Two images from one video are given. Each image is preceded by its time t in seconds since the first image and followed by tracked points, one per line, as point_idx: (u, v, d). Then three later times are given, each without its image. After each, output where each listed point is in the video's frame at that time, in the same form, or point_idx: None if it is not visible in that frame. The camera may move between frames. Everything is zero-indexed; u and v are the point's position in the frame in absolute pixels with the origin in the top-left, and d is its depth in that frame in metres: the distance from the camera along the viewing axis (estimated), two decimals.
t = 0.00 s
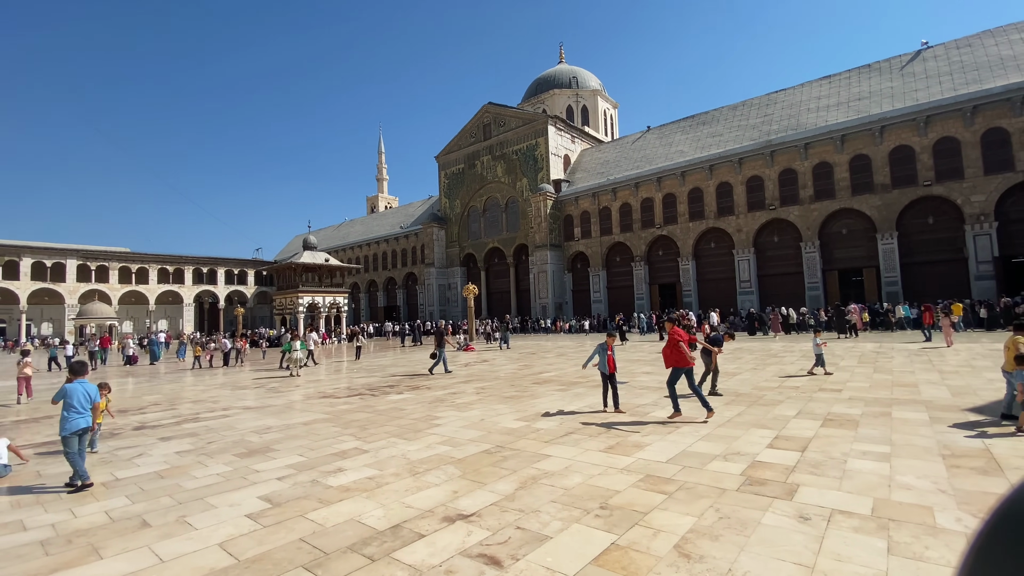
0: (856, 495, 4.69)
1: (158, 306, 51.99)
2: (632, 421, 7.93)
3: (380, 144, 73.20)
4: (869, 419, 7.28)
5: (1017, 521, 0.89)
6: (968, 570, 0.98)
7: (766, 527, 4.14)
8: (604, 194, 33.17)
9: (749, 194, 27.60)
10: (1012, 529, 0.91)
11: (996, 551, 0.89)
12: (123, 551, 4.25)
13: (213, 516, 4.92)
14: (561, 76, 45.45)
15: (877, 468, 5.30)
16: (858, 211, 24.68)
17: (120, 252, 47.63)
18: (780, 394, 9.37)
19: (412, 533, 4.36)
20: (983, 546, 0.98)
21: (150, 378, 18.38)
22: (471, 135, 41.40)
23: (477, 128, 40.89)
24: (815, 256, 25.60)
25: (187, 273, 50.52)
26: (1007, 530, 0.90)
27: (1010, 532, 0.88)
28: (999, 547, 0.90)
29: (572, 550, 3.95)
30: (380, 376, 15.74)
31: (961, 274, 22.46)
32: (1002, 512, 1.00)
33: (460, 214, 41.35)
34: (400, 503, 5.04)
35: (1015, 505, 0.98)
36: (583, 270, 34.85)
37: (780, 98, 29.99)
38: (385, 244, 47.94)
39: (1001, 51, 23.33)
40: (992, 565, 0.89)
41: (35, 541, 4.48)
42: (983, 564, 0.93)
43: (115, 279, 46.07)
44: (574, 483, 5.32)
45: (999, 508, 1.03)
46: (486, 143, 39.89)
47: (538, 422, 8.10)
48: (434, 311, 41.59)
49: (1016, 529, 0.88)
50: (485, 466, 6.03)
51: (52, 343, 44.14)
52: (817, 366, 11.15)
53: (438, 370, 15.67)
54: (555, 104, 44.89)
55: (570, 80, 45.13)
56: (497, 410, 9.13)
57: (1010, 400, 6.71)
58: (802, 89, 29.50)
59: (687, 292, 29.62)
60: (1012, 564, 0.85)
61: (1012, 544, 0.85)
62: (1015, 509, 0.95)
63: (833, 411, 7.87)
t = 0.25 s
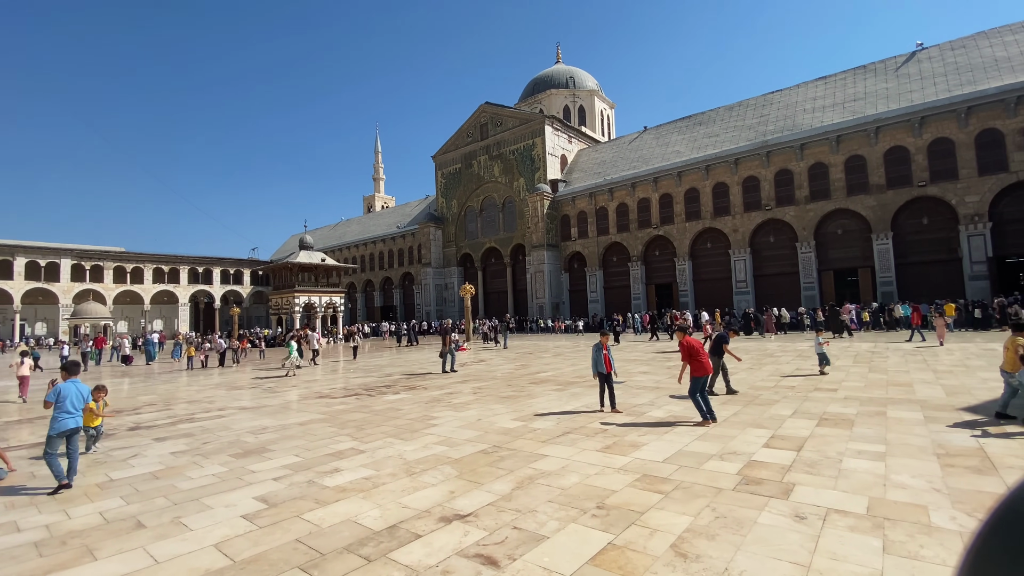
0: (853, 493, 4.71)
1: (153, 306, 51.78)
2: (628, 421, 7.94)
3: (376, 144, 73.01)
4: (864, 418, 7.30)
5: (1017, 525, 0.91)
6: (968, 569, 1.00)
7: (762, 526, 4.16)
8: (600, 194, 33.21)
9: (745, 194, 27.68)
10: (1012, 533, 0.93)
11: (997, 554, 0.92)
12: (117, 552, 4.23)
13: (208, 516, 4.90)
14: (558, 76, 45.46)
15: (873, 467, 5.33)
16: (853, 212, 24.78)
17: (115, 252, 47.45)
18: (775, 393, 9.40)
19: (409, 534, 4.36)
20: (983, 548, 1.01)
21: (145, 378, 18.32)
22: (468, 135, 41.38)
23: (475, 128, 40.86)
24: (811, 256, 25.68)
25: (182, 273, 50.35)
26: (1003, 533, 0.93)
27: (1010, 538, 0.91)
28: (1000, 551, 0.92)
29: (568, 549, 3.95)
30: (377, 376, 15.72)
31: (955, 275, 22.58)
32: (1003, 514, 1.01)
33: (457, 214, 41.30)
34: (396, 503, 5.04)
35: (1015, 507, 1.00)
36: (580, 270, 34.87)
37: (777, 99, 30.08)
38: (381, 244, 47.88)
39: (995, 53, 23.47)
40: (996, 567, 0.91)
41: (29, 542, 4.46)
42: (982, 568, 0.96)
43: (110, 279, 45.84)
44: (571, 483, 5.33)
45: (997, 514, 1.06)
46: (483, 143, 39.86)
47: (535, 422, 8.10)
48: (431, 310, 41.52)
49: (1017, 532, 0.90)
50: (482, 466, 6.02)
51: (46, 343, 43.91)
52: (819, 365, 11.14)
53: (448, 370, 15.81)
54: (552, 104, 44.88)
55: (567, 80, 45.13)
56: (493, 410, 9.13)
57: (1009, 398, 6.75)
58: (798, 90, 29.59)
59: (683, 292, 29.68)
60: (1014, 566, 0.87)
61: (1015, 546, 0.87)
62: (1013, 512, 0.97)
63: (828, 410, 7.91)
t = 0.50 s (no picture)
0: (849, 493, 4.73)
1: (149, 306, 51.59)
2: (625, 420, 7.95)
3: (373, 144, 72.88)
4: (860, 418, 7.32)
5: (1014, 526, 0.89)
6: (967, 568, 0.98)
7: (759, 526, 4.16)
8: (597, 194, 33.25)
9: (742, 195, 27.74)
10: (1012, 532, 0.91)
11: (997, 555, 0.89)
12: (112, 553, 4.21)
13: (204, 517, 4.89)
14: (555, 76, 45.48)
15: (868, 467, 5.35)
16: (849, 212, 24.86)
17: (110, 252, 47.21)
18: (772, 393, 9.42)
19: (406, 534, 4.35)
20: (983, 547, 0.98)
21: (141, 378, 18.26)
22: (465, 135, 41.35)
23: (472, 127, 40.83)
24: (807, 256, 25.76)
25: (178, 273, 50.17)
26: (1002, 533, 0.91)
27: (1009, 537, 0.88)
28: (996, 553, 0.90)
29: (566, 549, 3.95)
30: (374, 376, 15.69)
31: (950, 275, 22.68)
32: (1002, 512, 0.99)
33: (454, 213, 41.29)
34: (393, 504, 5.03)
35: (1015, 506, 0.97)
36: (577, 270, 34.88)
37: (773, 99, 30.16)
38: (378, 244, 47.81)
39: (990, 54, 23.57)
40: (993, 568, 0.89)
41: (23, 544, 4.43)
42: (981, 567, 0.94)
43: (105, 279, 45.63)
44: (569, 483, 5.33)
45: (998, 512, 1.03)
46: (480, 143, 39.85)
47: (532, 422, 8.10)
48: (428, 310, 41.47)
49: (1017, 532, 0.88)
50: (479, 466, 6.02)
51: (40, 343, 43.68)
52: (820, 364, 11.16)
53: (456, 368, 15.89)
54: (549, 104, 44.89)
55: (565, 80, 45.15)
56: (491, 410, 9.13)
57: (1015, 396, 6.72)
58: (794, 91, 29.68)
59: (680, 292, 29.74)
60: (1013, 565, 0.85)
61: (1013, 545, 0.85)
62: (1012, 511, 0.96)
63: (825, 410, 7.93)
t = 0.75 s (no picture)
0: (844, 492, 4.74)
1: (144, 306, 51.35)
2: (621, 420, 7.96)
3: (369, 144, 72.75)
4: (855, 417, 7.35)
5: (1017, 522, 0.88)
6: (970, 568, 0.97)
7: (755, 525, 4.18)
8: (594, 195, 33.27)
9: (738, 195, 27.80)
10: (1012, 530, 0.90)
11: (1001, 555, 0.89)
12: (107, 555, 4.19)
13: (199, 518, 4.87)
14: (552, 76, 45.51)
15: (864, 466, 5.37)
16: (845, 212, 24.95)
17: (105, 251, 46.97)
18: (768, 393, 9.44)
19: (402, 535, 4.34)
20: (985, 547, 0.98)
21: (137, 378, 18.20)
22: (462, 135, 41.32)
23: (468, 127, 40.82)
24: (803, 256, 25.84)
25: (173, 273, 49.97)
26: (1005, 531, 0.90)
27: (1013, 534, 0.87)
28: (999, 552, 0.89)
29: (562, 549, 3.96)
30: (370, 376, 15.67)
31: (945, 275, 22.78)
32: (1008, 511, 0.96)
33: (451, 213, 41.26)
34: (389, 504, 5.02)
35: (1016, 503, 0.97)
36: (574, 270, 34.91)
37: (769, 100, 30.25)
38: (375, 244, 47.73)
39: (984, 56, 23.69)
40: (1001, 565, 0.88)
41: (17, 546, 4.40)
42: (985, 570, 0.93)
43: (100, 278, 45.38)
44: (565, 483, 5.33)
45: (999, 510, 1.02)
46: (477, 143, 39.84)
47: (528, 422, 8.10)
48: (425, 310, 41.40)
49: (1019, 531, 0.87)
50: (475, 466, 6.02)
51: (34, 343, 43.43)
52: (822, 364, 11.17)
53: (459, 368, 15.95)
54: (546, 104, 44.91)
55: (561, 80, 45.19)
56: (487, 410, 9.13)
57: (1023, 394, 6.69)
58: (790, 92, 29.78)
59: (676, 293, 29.78)
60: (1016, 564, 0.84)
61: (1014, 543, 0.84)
62: (1012, 512, 0.95)
63: (821, 409, 7.95)
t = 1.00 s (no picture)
0: (840, 491, 4.76)
1: (140, 306, 51.14)
2: (618, 420, 7.97)
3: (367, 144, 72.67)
4: (850, 417, 7.38)
5: (1013, 520, 0.83)
6: (971, 571, 0.93)
7: (751, 525, 4.18)
8: (591, 195, 33.30)
9: (734, 196, 27.86)
10: (1012, 532, 0.86)
11: (1002, 561, 0.84)
12: (101, 556, 4.17)
13: (195, 519, 4.85)
14: (550, 76, 45.56)
15: (860, 465, 5.39)
16: (841, 213, 25.02)
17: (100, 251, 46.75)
18: (764, 393, 9.47)
19: (398, 535, 4.33)
20: (983, 547, 0.94)
21: (133, 378, 18.14)
22: (460, 135, 41.30)
23: (466, 127, 40.81)
24: (799, 256, 25.90)
25: (169, 273, 49.79)
26: (1003, 533, 0.86)
27: (1010, 533, 0.83)
28: (1002, 557, 0.84)
29: (558, 549, 3.95)
30: (367, 377, 15.65)
31: (940, 275, 22.86)
32: (1007, 509, 0.92)
33: (448, 213, 41.24)
34: (386, 504, 5.01)
35: (1015, 503, 0.93)
36: (571, 270, 34.93)
37: (766, 101, 30.33)
38: (372, 244, 47.68)
39: (979, 57, 23.81)
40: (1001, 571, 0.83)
41: (11, 547, 4.38)
42: (983, 575, 0.89)
43: (95, 278, 45.17)
44: (562, 482, 5.33)
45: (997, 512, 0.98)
46: (474, 142, 39.83)
47: (526, 422, 8.11)
48: (422, 310, 41.34)
49: (1017, 531, 0.82)
50: (472, 466, 6.02)
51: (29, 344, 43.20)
52: (826, 365, 11.19)
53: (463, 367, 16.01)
54: (544, 104, 44.94)
55: (559, 80, 45.25)
56: (484, 410, 9.13)
57: None
58: (786, 92, 29.85)
59: (673, 293, 29.82)
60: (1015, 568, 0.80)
61: (1014, 545, 0.80)
62: (1010, 511, 0.92)
63: (817, 409, 7.98)
